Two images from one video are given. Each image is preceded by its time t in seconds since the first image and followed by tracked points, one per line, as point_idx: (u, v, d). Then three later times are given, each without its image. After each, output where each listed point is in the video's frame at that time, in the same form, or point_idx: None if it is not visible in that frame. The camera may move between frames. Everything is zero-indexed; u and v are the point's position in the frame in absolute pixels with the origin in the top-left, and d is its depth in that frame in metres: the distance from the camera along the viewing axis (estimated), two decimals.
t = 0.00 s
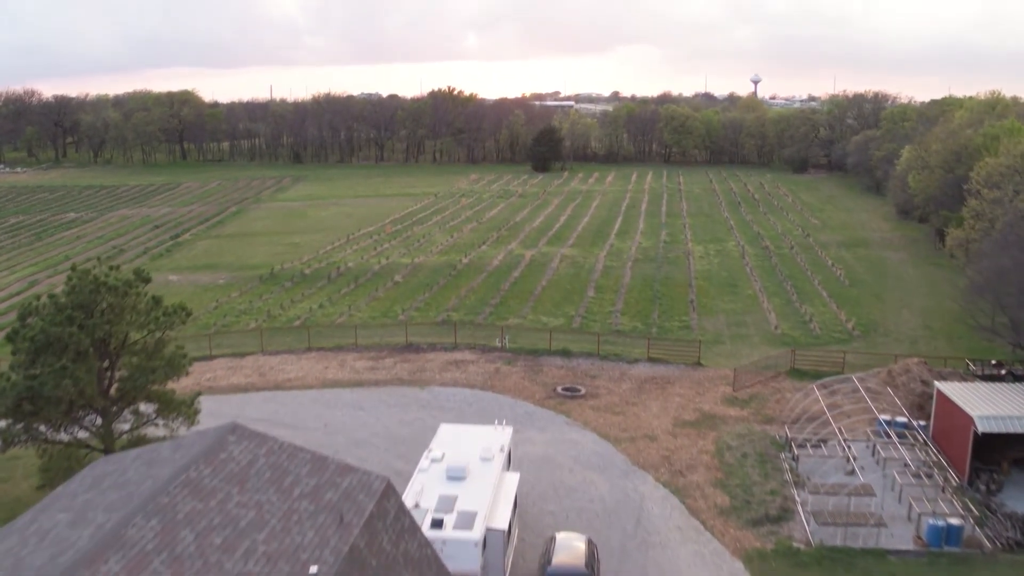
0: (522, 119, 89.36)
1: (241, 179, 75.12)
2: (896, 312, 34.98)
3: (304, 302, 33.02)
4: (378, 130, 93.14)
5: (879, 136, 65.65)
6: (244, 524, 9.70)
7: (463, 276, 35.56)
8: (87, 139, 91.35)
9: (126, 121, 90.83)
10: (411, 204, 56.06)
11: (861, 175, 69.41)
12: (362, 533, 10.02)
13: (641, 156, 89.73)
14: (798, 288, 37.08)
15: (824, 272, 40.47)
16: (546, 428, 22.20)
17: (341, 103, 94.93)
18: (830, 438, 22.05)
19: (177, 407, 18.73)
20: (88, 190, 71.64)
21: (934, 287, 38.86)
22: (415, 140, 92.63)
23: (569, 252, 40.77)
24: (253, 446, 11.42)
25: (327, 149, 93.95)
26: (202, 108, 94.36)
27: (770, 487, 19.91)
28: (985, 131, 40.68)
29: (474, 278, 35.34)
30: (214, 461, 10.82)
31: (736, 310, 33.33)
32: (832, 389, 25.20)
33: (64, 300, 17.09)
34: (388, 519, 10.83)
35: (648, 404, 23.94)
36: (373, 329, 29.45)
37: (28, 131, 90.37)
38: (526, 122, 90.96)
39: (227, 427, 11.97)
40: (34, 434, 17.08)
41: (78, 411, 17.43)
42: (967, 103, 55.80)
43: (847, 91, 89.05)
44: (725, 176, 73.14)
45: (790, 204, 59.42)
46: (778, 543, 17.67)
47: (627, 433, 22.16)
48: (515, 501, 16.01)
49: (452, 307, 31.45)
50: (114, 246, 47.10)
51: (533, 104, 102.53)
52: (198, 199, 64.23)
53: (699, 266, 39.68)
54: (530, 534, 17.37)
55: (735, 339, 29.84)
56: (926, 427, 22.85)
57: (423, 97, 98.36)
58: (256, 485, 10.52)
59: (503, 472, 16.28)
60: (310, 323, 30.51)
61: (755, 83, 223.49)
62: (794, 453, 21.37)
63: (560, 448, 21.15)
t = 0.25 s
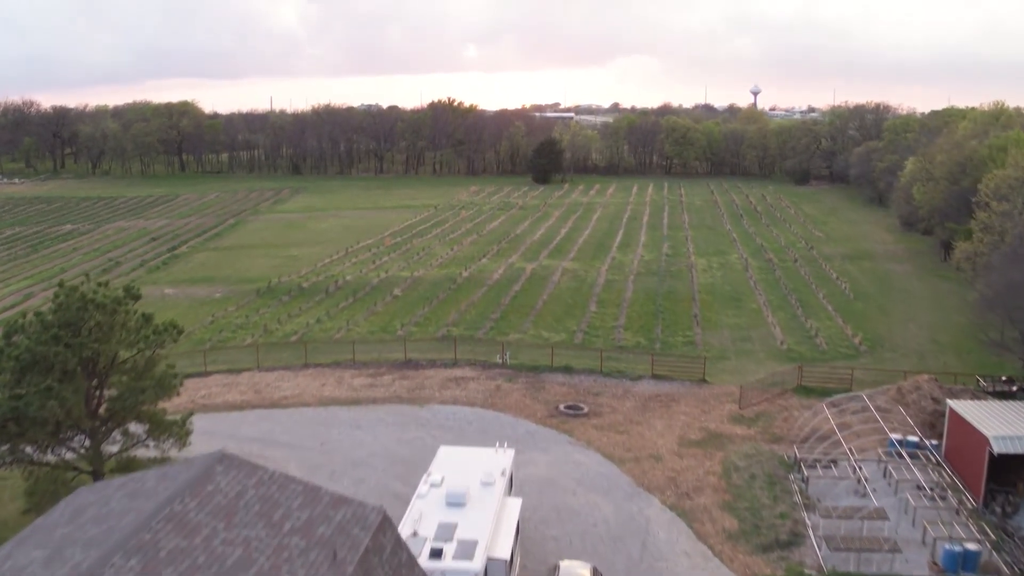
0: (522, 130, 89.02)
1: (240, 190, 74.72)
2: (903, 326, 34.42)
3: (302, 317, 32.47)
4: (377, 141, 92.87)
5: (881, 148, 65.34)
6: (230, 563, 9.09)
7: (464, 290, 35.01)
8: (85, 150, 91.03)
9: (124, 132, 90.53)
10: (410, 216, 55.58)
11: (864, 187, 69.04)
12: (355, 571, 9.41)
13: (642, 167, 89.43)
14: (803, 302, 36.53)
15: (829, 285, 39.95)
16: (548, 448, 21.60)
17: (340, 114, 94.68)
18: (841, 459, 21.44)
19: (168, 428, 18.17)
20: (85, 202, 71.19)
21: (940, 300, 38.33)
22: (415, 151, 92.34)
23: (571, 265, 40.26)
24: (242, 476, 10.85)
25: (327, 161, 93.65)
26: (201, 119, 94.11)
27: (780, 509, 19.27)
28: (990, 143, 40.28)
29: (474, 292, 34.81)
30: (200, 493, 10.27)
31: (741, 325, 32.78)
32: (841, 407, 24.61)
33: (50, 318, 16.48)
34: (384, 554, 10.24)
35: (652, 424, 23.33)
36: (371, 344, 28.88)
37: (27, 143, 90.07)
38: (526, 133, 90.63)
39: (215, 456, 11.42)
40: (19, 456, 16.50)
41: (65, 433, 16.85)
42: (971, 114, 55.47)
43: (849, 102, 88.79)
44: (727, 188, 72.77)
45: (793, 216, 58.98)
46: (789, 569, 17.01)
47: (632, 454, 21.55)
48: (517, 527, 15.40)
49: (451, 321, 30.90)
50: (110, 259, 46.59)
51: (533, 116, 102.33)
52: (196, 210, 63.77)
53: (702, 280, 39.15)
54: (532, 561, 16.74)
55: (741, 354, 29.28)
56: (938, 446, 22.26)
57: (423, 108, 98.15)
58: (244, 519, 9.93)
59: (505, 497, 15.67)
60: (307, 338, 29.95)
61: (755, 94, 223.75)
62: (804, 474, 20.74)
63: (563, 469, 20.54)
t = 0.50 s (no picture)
0: (522, 142, 88.76)
1: (239, 202, 74.39)
2: (910, 341, 33.86)
3: (299, 332, 31.91)
4: (377, 153, 92.63)
5: (883, 159, 65.02)
6: None
7: (464, 305, 34.48)
8: (84, 161, 90.73)
9: (123, 143, 90.23)
10: (410, 229, 55.13)
11: (866, 199, 68.68)
12: None
13: (643, 179, 89.12)
14: (808, 316, 35.98)
15: (834, 299, 39.42)
16: (550, 469, 20.98)
17: (340, 126, 94.44)
18: (852, 480, 20.78)
19: (159, 450, 17.49)
20: (82, 214, 70.77)
21: (947, 314, 37.79)
22: (415, 163, 92.09)
23: (572, 279, 39.76)
24: (228, 510, 10.31)
25: (326, 173, 93.38)
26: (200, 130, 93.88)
27: (790, 533, 18.61)
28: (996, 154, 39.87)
29: (475, 306, 34.29)
30: (184, 528, 9.74)
31: (746, 340, 32.21)
32: (851, 426, 23.99)
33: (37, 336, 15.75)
34: None
35: (658, 443, 22.72)
36: (370, 361, 28.31)
37: (25, 154, 89.75)
38: (527, 145, 90.39)
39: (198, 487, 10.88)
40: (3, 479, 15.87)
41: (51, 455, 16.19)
42: (974, 126, 55.16)
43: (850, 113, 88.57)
44: (728, 200, 72.37)
45: (795, 228, 58.55)
46: None
47: (637, 475, 20.93)
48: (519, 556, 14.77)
49: (451, 337, 30.36)
50: (106, 272, 46.08)
51: (533, 127, 102.18)
52: (194, 223, 63.33)
53: (705, 294, 38.62)
54: None
55: (746, 371, 28.69)
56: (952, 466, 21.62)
57: (423, 120, 97.94)
58: (230, 557, 9.34)
59: (507, 524, 15.06)
60: (304, 354, 29.38)
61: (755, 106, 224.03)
62: (814, 496, 20.07)
63: (566, 492, 19.91)
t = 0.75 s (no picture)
0: (522, 154, 88.50)
1: (238, 214, 74.05)
2: (918, 357, 33.26)
3: (296, 347, 31.33)
4: (377, 165, 92.35)
5: (886, 171, 64.66)
6: None
7: (464, 319, 33.95)
8: (82, 173, 90.47)
9: (121, 155, 89.96)
10: (409, 242, 54.65)
11: (869, 211, 68.28)
12: None
13: (644, 191, 88.78)
14: (813, 331, 35.43)
15: (839, 313, 38.87)
16: (553, 492, 20.35)
17: (339, 138, 94.18)
18: (864, 502, 20.14)
19: (147, 473, 16.82)
20: (79, 225, 70.32)
21: (955, 329, 37.22)
22: (415, 175, 91.80)
23: (573, 293, 39.22)
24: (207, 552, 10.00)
25: (326, 185, 93.10)
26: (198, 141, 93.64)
27: (802, 559, 17.94)
28: (1002, 166, 39.43)
29: (475, 321, 33.73)
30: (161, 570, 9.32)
31: (751, 356, 31.64)
32: (861, 445, 23.36)
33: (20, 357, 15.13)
34: None
35: (663, 464, 22.12)
36: (367, 378, 27.72)
37: (22, 166, 89.45)
38: (527, 157, 90.13)
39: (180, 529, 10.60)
40: None
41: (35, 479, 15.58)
42: (978, 137, 54.79)
43: (851, 125, 88.40)
44: (730, 212, 71.97)
45: (798, 241, 58.09)
46: None
47: (642, 498, 20.30)
48: None
49: (451, 353, 29.77)
50: (102, 285, 45.59)
51: (534, 140, 101.97)
52: (191, 235, 62.91)
53: (709, 308, 38.07)
54: None
55: (752, 388, 28.09)
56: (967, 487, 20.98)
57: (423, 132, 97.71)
58: None
59: (508, 553, 14.45)
60: (301, 371, 28.78)
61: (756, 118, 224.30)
62: (825, 519, 19.41)
63: (569, 515, 19.28)
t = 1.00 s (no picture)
0: (523, 167, 88.12)
1: (236, 227, 73.64)
2: (927, 373, 32.65)
3: (293, 364, 30.77)
4: (376, 178, 92.06)
5: (889, 184, 64.30)
6: None
7: (464, 335, 33.38)
8: (81, 185, 90.22)
9: (120, 167, 89.71)
10: (409, 255, 54.17)
11: (872, 224, 67.86)
12: None
13: (645, 204, 88.44)
14: (819, 347, 34.86)
15: (845, 328, 38.31)
16: (555, 515, 19.73)
17: (339, 150, 93.88)
18: (877, 526, 19.50)
19: (136, 498, 16.18)
20: (76, 238, 69.92)
21: (963, 344, 36.60)
22: (415, 188, 91.51)
23: (575, 307, 38.69)
24: None
25: (325, 198, 92.85)
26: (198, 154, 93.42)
27: None
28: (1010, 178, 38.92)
29: (476, 336, 33.19)
30: None
31: (756, 372, 31.07)
32: (871, 466, 22.74)
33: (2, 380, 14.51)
34: None
35: (669, 485, 21.50)
36: (365, 396, 27.13)
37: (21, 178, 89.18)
38: (527, 170, 89.68)
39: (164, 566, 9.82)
40: None
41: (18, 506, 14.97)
42: (982, 148, 54.36)
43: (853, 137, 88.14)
44: (731, 225, 71.54)
45: (801, 254, 57.61)
46: None
47: (647, 521, 19.68)
48: None
49: (452, 369, 29.20)
50: (98, 299, 45.07)
51: (534, 152, 101.73)
52: (189, 248, 62.45)
53: (713, 323, 37.53)
54: None
55: (758, 406, 27.50)
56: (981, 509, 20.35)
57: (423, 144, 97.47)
58: None
59: None
60: (297, 388, 28.20)
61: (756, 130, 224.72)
62: (837, 543, 18.76)
63: (573, 540, 18.65)
